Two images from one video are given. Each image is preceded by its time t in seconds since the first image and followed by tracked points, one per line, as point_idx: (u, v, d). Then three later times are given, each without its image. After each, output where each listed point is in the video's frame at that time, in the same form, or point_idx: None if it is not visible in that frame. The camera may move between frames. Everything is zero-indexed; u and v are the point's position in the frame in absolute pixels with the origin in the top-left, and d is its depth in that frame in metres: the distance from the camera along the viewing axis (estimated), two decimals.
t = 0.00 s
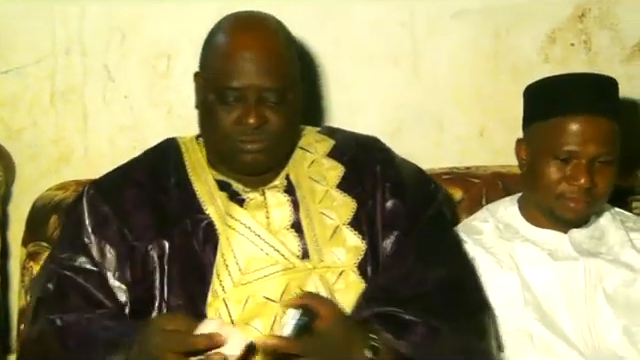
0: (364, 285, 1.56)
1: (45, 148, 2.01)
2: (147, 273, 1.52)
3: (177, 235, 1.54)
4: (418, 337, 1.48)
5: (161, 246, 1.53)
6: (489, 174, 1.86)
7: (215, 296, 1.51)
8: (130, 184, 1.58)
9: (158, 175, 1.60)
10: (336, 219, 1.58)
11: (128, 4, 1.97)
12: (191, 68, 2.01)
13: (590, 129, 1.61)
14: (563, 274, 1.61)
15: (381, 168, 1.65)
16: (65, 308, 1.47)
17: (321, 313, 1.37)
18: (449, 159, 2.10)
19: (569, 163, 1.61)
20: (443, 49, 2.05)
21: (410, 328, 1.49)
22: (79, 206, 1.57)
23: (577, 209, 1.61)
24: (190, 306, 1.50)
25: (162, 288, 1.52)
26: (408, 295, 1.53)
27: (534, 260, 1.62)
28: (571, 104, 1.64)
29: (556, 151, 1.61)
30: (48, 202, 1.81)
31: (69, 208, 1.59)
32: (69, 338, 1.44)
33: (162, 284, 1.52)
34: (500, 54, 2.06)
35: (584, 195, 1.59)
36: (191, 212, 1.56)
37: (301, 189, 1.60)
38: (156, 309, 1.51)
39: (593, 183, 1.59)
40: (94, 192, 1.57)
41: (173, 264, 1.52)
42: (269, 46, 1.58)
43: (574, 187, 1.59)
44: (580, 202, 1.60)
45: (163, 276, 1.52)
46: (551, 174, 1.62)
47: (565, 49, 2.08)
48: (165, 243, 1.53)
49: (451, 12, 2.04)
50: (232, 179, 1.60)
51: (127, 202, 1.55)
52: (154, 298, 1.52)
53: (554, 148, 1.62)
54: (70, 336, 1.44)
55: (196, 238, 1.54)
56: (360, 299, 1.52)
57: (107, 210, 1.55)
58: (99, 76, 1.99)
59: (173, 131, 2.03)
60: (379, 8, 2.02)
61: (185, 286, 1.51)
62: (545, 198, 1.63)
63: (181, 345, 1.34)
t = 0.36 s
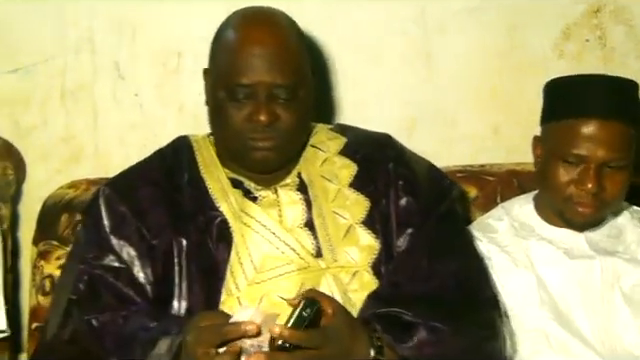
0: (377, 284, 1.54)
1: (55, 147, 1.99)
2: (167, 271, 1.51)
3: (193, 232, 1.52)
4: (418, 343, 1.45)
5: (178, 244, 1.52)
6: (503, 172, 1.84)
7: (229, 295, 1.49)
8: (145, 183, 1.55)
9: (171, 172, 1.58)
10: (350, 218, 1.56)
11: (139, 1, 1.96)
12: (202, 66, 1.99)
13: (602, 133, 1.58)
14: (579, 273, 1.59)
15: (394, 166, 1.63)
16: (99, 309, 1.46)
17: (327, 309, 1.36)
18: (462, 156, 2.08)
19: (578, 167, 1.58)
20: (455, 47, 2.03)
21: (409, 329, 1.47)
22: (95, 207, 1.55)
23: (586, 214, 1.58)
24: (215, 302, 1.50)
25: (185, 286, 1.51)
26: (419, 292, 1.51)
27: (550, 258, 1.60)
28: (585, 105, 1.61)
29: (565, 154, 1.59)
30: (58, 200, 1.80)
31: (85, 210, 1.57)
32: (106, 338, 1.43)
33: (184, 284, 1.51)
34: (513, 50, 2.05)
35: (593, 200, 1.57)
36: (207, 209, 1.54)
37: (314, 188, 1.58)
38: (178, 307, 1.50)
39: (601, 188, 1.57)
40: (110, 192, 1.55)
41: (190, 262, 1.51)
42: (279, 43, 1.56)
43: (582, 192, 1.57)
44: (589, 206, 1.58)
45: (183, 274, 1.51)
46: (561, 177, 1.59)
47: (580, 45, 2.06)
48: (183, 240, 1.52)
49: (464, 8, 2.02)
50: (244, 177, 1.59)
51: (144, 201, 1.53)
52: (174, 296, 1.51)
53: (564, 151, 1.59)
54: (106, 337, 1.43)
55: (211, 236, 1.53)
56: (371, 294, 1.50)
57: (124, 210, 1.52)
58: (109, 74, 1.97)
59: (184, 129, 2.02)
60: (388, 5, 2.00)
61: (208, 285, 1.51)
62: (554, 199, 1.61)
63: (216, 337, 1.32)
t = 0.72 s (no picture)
0: (393, 286, 1.51)
1: (74, 146, 1.99)
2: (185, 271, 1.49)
3: (209, 231, 1.50)
4: (430, 345, 1.43)
5: (195, 243, 1.50)
6: (523, 174, 1.82)
7: (243, 295, 1.47)
8: (162, 182, 1.53)
9: (189, 170, 1.56)
10: (368, 220, 1.53)
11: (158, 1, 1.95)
12: (221, 65, 1.99)
13: (614, 133, 1.55)
14: (598, 277, 1.56)
15: (414, 168, 1.60)
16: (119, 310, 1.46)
17: (337, 308, 1.36)
18: (483, 158, 2.06)
19: (589, 169, 1.55)
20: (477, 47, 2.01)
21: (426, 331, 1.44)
22: (113, 206, 1.53)
23: (599, 217, 1.56)
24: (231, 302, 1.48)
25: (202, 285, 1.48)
26: (434, 294, 1.48)
27: (567, 262, 1.57)
28: (601, 105, 1.59)
29: (576, 156, 1.56)
30: (75, 200, 1.78)
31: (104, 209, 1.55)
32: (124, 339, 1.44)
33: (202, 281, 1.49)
34: (536, 50, 2.02)
35: (605, 202, 1.55)
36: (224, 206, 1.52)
37: (332, 189, 1.56)
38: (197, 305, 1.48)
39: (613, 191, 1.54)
40: (128, 191, 1.53)
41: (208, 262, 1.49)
42: (310, 43, 1.54)
43: (593, 194, 1.54)
44: (602, 209, 1.55)
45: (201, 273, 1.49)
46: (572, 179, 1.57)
47: (603, 45, 2.04)
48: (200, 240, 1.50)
49: (487, 7, 2.00)
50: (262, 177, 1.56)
51: (160, 201, 1.51)
52: (191, 296, 1.49)
53: (575, 153, 1.57)
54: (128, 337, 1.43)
55: (228, 234, 1.51)
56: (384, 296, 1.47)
57: (142, 209, 1.51)
58: (128, 73, 1.97)
59: (202, 129, 2.01)
60: (409, 6, 1.98)
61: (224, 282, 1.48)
62: (567, 201, 1.59)
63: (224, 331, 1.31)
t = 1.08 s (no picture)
0: (398, 288, 1.48)
1: (80, 144, 1.99)
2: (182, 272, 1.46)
3: (207, 232, 1.48)
4: (439, 346, 1.39)
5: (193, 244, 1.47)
6: (530, 177, 1.81)
7: (247, 293, 1.43)
8: (161, 183, 1.51)
9: (189, 170, 1.54)
10: (373, 221, 1.51)
11: None
12: (228, 65, 1.98)
13: (623, 140, 1.54)
14: (603, 280, 1.55)
15: (419, 169, 1.57)
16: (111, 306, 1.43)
17: (352, 310, 1.29)
18: (490, 161, 2.05)
19: (598, 175, 1.54)
20: (486, 49, 2.00)
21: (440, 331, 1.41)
22: (110, 207, 1.50)
23: (607, 223, 1.55)
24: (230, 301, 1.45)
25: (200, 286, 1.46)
26: (443, 297, 1.45)
27: (573, 264, 1.57)
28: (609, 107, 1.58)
29: (585, 161, 1.55)
30: (80, 198, 1.78)
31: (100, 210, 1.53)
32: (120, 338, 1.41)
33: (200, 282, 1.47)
34: (544, 53, 2.01)
35: (613, 208, 1.53)
36: (223, 206, 1.50)
37: (336, 189, 1.53)
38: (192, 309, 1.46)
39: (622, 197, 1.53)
40: (126, 192, 1.51)
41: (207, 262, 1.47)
42: (320, 38, 1.49)
43: (601, 200, 1.53)
44: (610, 215, 1.54)
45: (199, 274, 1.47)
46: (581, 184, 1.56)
47: (612, 48, 2.03)
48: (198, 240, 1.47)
49: (494, 9, 1.99)
50: (263, 175, 1.53)
51: (159, 201, 1.49)
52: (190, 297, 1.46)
53: (584, 158, 1.56)
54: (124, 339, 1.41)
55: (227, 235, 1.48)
56: (393, 297, 1.44)
57: (140, 210, 1.48)
58: (135, 72, 1.97)
59: (208, 128, 2.00)
60: (419, 8, 1.97)
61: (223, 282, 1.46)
62: (575, 206, 1.58)
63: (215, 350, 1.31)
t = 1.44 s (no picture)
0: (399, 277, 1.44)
1: (83, 141, 2.00)
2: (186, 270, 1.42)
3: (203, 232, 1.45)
4: (444, 321, 1.36)
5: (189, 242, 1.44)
6: (530, 176, 1.82)
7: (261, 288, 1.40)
8: (157, 183, 1.46)
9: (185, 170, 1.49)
10: (380, 213, 1.47)
11: None
12: (230, 63, 1.99)
13: (627, 140, 1.54)
14: (602, 279, 1.56)
15: (411, 166, 1.53)
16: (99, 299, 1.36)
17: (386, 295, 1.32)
18: (490, 160, 2.06)
19: (602, 173, 1.54)
20: (488, 48, 2.01)
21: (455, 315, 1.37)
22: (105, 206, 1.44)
23: (609, 221, 1.54)
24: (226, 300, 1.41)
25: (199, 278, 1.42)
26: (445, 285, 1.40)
27: (573, 263, 1.58)
28: (619, 107, 1.59)
29: (589, 159, 1.56)
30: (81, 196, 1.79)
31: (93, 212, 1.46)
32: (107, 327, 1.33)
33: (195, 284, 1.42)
34: (545, 52, 2.02)
35: (615, 207, 1.53)
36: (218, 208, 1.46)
37: (340, 183, 1.49)
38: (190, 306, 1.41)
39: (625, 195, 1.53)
40: (121, 191, 1.44)
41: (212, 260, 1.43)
42: (325, 35, 1.47)
43: (605, 198, 1.53)
44: (612, 214, 1.54)
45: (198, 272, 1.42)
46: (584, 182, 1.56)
47: (613, 48, 2.04)
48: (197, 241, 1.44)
49: (495, 9, 1.99)
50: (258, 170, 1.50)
51: (154, 202, 1.43)
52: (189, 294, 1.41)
53: (588, 156, 1.56)
54: (116, 324, 1.33)
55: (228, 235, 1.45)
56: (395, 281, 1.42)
57: (136, 210, 1.42)
58: (138, 69, 1.97)
59: (210, 126, 2.01)
60: (422, 7, 1.98)
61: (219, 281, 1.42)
62: (576, 204, 1.57)
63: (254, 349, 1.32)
